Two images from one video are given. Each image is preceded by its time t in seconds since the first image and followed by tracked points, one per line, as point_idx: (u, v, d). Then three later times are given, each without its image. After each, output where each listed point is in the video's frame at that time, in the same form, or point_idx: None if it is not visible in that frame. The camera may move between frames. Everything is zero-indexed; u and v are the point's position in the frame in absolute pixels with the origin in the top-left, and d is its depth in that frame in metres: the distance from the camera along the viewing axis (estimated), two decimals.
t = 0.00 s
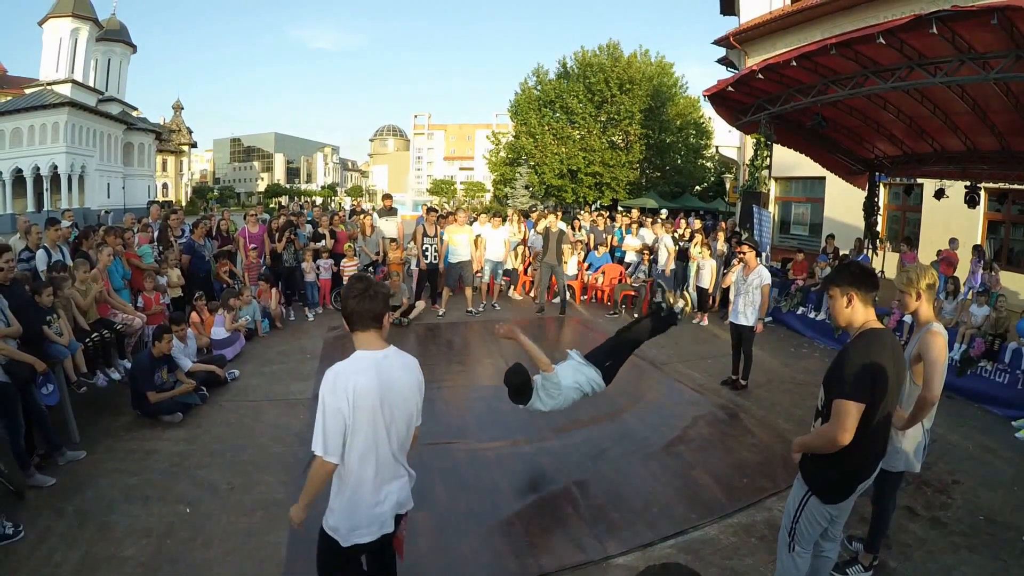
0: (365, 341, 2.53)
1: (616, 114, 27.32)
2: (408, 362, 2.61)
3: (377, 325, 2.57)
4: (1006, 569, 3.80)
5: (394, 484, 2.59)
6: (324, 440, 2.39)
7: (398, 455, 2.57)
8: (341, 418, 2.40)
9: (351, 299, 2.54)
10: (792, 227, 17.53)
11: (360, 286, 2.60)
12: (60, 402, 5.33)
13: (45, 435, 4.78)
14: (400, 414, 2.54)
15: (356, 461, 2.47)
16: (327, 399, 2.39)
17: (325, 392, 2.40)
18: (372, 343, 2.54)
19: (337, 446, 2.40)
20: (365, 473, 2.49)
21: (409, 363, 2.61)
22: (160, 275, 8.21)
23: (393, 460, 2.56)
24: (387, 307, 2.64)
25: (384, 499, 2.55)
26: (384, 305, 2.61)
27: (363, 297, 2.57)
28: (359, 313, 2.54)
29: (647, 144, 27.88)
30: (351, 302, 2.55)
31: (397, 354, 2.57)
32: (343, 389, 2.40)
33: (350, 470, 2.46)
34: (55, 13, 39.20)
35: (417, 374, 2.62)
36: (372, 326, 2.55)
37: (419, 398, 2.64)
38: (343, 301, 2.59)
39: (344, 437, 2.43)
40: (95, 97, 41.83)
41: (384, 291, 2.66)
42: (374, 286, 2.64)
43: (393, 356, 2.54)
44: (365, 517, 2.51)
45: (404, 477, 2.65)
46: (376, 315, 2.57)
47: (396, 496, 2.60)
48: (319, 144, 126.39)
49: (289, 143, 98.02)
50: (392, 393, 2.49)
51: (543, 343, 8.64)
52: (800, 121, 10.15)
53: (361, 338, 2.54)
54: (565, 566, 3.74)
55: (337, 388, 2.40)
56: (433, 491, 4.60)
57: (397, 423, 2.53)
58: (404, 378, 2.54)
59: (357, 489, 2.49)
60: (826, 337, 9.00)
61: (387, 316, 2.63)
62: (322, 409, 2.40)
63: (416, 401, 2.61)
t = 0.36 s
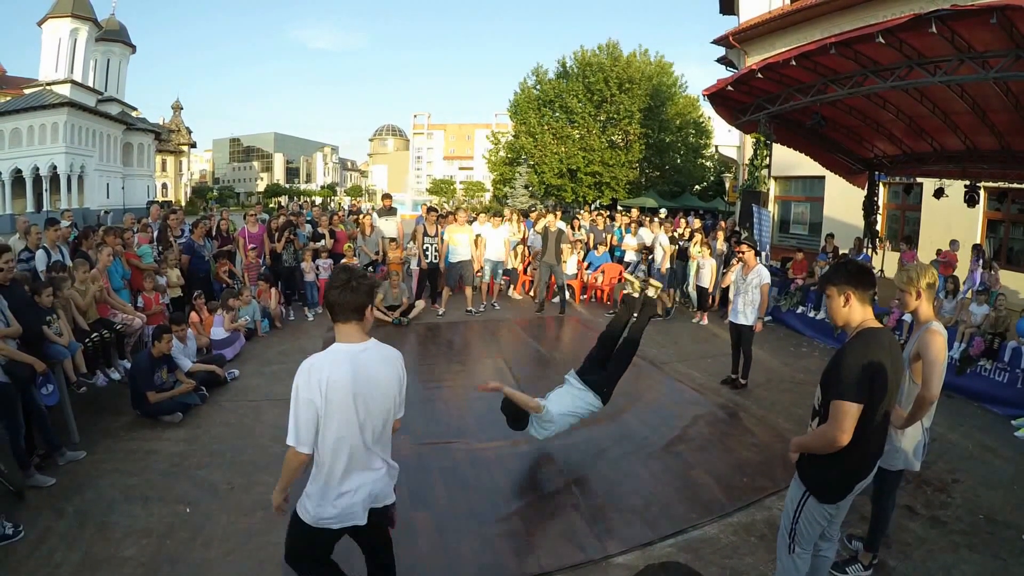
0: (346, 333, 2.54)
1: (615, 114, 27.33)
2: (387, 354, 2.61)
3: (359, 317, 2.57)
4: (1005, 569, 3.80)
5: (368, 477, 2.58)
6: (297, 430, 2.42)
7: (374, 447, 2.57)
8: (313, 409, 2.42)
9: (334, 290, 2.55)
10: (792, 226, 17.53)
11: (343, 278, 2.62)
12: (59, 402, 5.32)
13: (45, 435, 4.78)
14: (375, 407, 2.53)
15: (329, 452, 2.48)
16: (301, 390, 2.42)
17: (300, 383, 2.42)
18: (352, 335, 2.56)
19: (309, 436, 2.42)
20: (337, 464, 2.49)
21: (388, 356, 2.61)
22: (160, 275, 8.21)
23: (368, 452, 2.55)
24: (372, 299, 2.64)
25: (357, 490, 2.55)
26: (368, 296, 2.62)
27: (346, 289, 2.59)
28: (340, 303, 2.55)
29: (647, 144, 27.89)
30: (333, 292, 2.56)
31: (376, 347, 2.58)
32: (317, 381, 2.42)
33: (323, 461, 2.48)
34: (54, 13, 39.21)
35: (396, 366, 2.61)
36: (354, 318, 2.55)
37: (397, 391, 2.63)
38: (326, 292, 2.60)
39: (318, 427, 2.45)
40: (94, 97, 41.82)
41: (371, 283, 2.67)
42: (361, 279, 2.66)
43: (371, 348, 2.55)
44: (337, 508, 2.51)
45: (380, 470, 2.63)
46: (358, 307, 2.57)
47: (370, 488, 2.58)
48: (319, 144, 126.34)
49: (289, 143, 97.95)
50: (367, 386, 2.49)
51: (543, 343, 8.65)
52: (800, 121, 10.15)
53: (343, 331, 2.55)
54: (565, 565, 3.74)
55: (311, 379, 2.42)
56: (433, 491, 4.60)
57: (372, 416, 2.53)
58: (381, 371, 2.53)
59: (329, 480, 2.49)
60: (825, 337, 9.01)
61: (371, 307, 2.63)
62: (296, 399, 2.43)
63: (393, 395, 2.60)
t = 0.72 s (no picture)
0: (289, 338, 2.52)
1: (618, 115, 27.34)
2: (330, 361, 2.54)
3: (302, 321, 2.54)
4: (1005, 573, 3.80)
5: (309, 482, 2.53)
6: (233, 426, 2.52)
7: (307, 452, 2.51)
8: (244, 408, 2.49)
9: (281, 295, 2.53)
10: (794, 229, 17.53)
11: (293, 281, 2.59)
12: (60, 397, 5.33)
13: (45, 430, 4.79)
14: (308, 416, 2.47)
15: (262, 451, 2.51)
16: (236, 389, 2.50)
17: (236, 383, 2.50)
18: (294, 338, 2.53)
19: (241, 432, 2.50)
20: (270, 464, 2.51)
21: (330, 363, 2.52)
22: (161, 271, 8.22)
23: (300, 456, 2.51)
24: (320, 303, 2.62)
25: (292, 491, 2.52)
26: (315, 302, 2.59)
27: (292, 292, 2.56)
28: (286, 309, 2.53)
29: (649, 145, 27.90)
30: (282, 297, 2.55)
31: (314, 354, 2.52)
32: (249, 382, 2.48)
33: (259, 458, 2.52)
34: (58, 8, 39.24)
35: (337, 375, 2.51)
36: (296, 324, 2.53)
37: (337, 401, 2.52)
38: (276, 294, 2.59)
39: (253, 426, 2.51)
40: (96, 93, 41.84)
41: (322, 288, 2.65)
42: (311, 283, 2.63)
43: (309, 355, 2.51)
44: (272, 505, 2.53)
45: (323, 477, 2.56)
46: (301, 313, 2.55)
47: (306, 493, 2.53)
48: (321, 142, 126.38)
49: (291, 141, 97.95)
50: (295, 394, 2.45)
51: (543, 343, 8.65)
52: (802, 123, 10.14)
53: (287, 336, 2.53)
54: (565, 565, 3.75)
55: (243, 380, 2.48)
56: (433, 490, 4.60)
57: (304, 424, 2.47)
58: (312, 381, 2.47)
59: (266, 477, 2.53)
60: (825, 339, 9.03)
61: (317, 313, 2.60)
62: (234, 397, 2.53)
63: (330, 402, 2.50)
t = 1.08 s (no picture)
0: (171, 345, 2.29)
1: (619, 119, 27.39)
2: (202, 375, 2.19)
3: (183, 329, 2.30)
4: None
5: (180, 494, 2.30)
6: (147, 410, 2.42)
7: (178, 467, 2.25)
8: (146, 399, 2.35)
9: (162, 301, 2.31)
10: (794, 234, 17.56)
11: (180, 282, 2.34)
12: (61, 400, 5.33)
13: (46, 432, 4.80)
14: (174, 430, 2.20)
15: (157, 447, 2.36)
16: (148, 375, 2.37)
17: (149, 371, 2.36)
18: (174, 348, 2.29)
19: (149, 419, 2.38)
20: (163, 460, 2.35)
21: (198, 377, 2.18)
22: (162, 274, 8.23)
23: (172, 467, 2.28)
24: (206, 306, 2.33)
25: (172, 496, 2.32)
26: (200, 303, 2.32)
27: (170, 296, 2.31)
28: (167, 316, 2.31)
29: (650, 149, 27.95)
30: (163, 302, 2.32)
31: (187, 365, 2.21)
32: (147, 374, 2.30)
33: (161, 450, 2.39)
34: (61, 11, 39.41)
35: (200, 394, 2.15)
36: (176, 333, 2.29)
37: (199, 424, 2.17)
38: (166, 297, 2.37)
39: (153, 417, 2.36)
40: (98, 96, 41.95)
41: (208, 288, 2.36)
42: (196, 283, 2.35)
43: (177, 366, 2.20)
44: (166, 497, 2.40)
45: (194, 496, 2.28)
46: (184, 319, 2.30)
47: (179, 506, 2.30)
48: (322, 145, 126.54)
49: (292, 144, 98.11)
50: (160, 404, 2.20)
51: (544, 347, 8.66)
52: (802, 128, 10.17)
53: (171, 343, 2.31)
54: (565, 569, 3.75)
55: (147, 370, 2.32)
56: (433, 494, 4.60)
57: (167, 437, 2.22)
58: (176, 394, 2.17)
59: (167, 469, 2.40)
60: (824, 344, 9.06)
61: (202, 317, 2.33)
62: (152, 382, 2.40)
63: (192, 421, 2.17)
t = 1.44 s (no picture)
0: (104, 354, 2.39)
1: (617, 115, 27.34)
2: (133, 377, 2.37)
3: (115, 338, 2.39)
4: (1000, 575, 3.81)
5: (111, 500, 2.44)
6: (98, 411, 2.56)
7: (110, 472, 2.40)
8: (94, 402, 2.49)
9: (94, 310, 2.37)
10: (792, 230, 17.56)
11: (105, 291, 2.39)
12: (56, 393, 5.32)
13: (41, 426, 4.78)
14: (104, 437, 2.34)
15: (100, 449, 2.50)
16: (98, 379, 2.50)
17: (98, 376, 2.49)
18: (106, 355, 2.40)
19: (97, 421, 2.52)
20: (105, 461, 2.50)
21: (127, 379, 2.34)
22: (158, 268, 8.20)
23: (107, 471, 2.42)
24: (136, 312, 2.43)
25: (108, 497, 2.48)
26: (132, 310, 2.41)
27: (99, 305, 2.38)
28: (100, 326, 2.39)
29: (648, 145, 27.92)
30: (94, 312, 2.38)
31: (119, 375, 2.34)
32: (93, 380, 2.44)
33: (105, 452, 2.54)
34: (57, 3, 39.16)
35: (128, 395, 2.30)
36: (111, 340, 2.39)
37: (126, 426, 2.31)
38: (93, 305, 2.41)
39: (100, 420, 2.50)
40: (95, 89, 41.75)
41: (138, 294, 2.43)
42: (125, 289, 2.42)
43: (105, 372, 2.34)
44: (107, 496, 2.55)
45: (120, 501, 2.42)
46: (116, 328, 2.39)
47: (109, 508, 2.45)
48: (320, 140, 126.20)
49: (290, 139, 97.81)
50: (89, 411, 2.35)
51: (541, 342, 8.65)
52: (801, 125, 10.16)
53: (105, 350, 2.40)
54: (562, 564, 3.75)
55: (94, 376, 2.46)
56: (430, 489, 4.59)
57: (97, 442, 2.36)
58: (106, 404, 2.31)
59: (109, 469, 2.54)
60: (822, 339, 9.05)
61: (134, 323, 2.43)
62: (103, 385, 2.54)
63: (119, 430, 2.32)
